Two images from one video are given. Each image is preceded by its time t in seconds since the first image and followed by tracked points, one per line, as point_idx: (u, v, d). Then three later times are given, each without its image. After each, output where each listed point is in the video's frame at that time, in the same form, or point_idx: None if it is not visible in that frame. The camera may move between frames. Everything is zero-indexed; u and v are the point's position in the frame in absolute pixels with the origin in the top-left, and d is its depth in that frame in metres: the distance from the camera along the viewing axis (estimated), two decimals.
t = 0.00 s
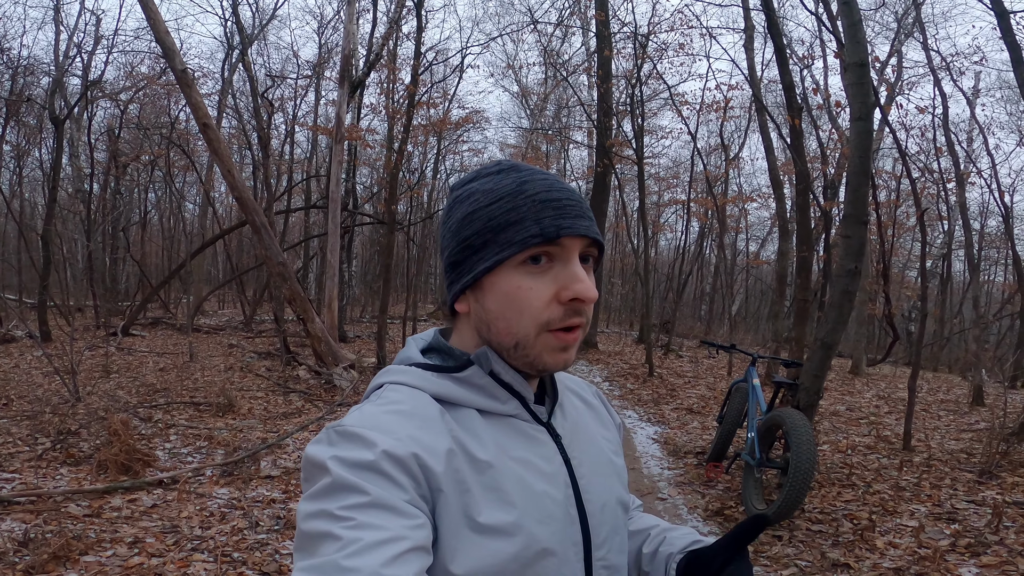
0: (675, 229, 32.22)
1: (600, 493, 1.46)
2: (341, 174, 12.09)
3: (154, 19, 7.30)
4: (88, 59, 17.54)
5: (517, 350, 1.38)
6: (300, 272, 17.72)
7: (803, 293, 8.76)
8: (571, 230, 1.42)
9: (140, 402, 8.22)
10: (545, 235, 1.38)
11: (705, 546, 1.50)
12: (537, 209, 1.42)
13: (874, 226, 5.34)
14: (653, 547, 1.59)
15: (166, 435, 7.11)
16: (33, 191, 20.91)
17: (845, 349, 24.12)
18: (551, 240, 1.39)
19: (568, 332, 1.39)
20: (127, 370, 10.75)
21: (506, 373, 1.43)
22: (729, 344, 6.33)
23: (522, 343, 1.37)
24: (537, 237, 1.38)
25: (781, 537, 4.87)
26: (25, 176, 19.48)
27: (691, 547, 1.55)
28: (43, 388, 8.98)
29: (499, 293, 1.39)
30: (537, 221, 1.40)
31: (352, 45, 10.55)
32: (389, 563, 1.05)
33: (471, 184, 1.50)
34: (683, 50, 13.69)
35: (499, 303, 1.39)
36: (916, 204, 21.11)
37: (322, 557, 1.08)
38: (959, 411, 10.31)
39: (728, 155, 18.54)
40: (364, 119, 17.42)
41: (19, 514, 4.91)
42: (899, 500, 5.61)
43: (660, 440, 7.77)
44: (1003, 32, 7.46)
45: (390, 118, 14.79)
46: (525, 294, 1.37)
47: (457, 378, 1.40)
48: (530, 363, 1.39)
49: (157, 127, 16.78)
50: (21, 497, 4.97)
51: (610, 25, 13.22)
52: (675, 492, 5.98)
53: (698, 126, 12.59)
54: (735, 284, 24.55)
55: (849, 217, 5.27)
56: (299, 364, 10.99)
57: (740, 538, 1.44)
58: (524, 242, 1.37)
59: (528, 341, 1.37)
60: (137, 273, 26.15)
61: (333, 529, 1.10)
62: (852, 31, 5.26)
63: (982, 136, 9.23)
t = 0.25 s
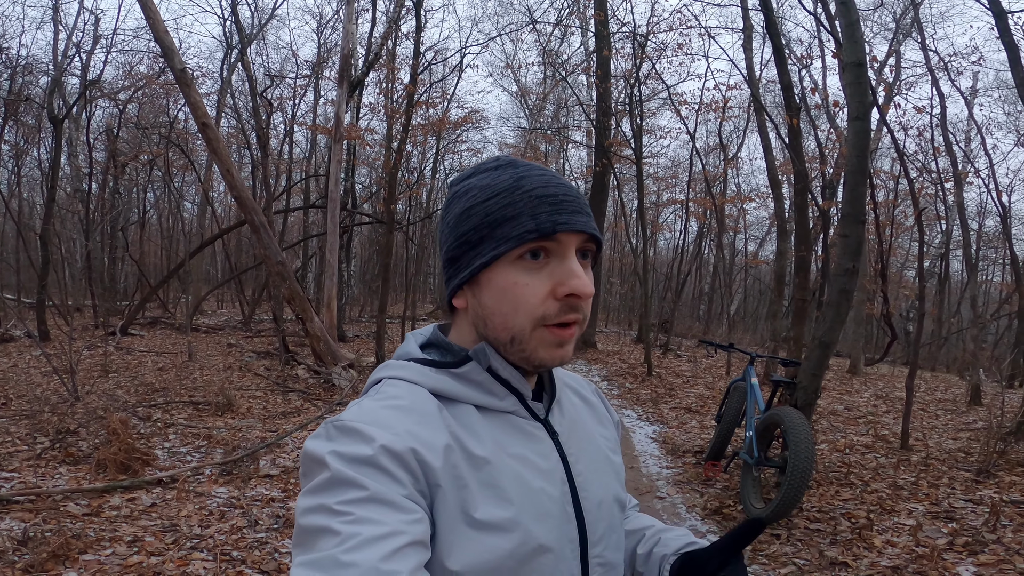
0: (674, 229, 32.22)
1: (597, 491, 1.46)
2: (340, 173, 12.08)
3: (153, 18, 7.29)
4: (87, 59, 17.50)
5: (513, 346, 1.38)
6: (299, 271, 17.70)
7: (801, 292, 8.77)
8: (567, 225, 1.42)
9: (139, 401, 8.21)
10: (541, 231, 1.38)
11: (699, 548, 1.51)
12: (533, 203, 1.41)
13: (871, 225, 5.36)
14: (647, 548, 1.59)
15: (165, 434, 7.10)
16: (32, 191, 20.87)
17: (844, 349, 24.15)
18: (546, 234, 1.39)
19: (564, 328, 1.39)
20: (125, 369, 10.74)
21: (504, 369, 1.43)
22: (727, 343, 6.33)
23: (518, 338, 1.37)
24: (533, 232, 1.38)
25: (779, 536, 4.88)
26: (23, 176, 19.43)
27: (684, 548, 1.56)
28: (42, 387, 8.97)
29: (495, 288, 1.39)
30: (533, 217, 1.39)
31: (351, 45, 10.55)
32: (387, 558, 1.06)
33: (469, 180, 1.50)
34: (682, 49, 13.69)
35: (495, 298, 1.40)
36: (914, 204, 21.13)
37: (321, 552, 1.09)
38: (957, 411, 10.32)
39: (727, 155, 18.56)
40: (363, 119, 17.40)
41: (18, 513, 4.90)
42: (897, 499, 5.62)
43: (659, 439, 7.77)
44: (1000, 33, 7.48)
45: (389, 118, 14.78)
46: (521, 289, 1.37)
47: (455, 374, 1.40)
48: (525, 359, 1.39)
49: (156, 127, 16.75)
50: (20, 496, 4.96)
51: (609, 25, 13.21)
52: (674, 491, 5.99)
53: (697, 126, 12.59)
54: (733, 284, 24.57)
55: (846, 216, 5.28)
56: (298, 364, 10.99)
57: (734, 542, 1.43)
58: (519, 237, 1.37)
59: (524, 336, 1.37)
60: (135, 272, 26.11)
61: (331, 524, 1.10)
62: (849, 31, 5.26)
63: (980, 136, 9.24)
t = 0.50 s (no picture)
0: (673, 229, 32.24)
1: (592, 490, 1.46)
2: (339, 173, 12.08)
3: (151, 18, 7.28)
4: (85, 58, 17.47)
5: (506, 342, 1.38)
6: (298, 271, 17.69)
7: (800, 292, 8.78)
8: (559, 222, 1.42)
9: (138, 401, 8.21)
10: (532, 228, 1.38)
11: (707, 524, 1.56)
12: (526, 201, 1.42)
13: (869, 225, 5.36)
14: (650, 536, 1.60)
15: (164, 434, 7.10)
16: (30, 191, 20.85)
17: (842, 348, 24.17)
18: (538, 231, 1.39)
19: (556, 324, 1.39)
20: (124, 369, 10.73)
21: (499, 367, 1.43)
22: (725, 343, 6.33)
23: (510, 334, 1.37)
24: (525, 229, 1.38)
25: (779, 535, 4.88)
26: (21, 175, 19.40)
27: (692, 528, 1.61)
28: (40, 387, 8.96)
29: (487, 285, 1.40)
30: (525, 213, 1.40)
31: (349, 44, 10.55)
32: (385, 558, 1.06)
33: (463, 179, 1.51)
34: (680, 49, 13.70)
35: (488, 294, 1.40)
36: (912, 204, 21.15)
37: (318, 552, 1.09)
38: (955, 410, 10.34)
39: (725, 155, 18.58)
40: (362, 119, 17.39)
41: (16, 513, 4.90)
42: (895, 498, 5.63)
43: (657, 439, 7.78)
44: (998, 33, 7.50)
45: (388, 117, 14.78)
46: (513, 284, 1.37)
47: (449, 372, 1.40)
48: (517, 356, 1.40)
49: (155, 126, 16.73)
50: (19, 495, 4.96)
51: (608, 25, 13.22)
52: (673, 491, 5.99)
53: (696, 126, 12.60)
54: (732, 283, 24.59)
55: (844, 216, 5.27)
56: (297, 364, 10.98)
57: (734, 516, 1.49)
58: (512, 233, 1.38)
59: (516, 332, 1.37)
60: (133, 272, 26.10)
61: (327, 525, 1.10)
62: (847, 31, 5.26)
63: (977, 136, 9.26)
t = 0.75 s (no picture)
0: (672, 228, 32.24)
1: (591, 485, 1.46)
2: (338, 172, 12.07)
3: (151, 18, 7.28)
4: (84, 58, 17.45)
5: (496, 343, 1.38)
6: (297, 271, 17.68)
7: (800, 292, 8.77)
8: (549, 224, 1.41)
9: (137, 401, 8.20)
10: (521, 230, 1.38)
11: (725, 529, 1.51)
12: (515, 202, 1.41)
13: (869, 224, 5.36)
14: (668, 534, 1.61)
15: (163, 434, 7.10)
16: (29, 190, 20.81)
17: (841, 348, 24.19)
18: (528, 233, 1.38)
19: (547, 326, 1.39)
20: (123, 369, 10.72)
21: (493, 364, 1.43)
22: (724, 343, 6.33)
23: (500, 335, 1.37)
24: (513, 231, 1.37)
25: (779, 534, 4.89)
26: (20, 175, 19.38)
27: (711, 529, 1.56)
28: (39, 387, 8.95)
29: (477, 286, 1.40)
30: (514, 215, 1.39)
31: (349, 44, 10.54)
32: (384, 554, 1.06)
33: (456, 176, 1.50)
34: (679, 49, 13.69)
35: (478, 295, 1.40)
36: (911, 204, 21.16)
37: (315, 551, 1.09)
38: (954, 410, 10.34)
39: (724, 155, 18.60)
40: (361, 118, 17.38)
41: (15, 513, 4.89)
42: (895, 497, 5.63)
43: (657, 438, 7.78)
44: (997, 33, 7.51)
45: (388, 118, 14.77)
46: (502, 285, 1.37)
47: (444, 370, 1.40)
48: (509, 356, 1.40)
49: (154, 126, 16.71)
50: (19, 495, 4.97)
51: (607, 25, 13.20)
52: (673, 490, 5.99)
53: (696, 125, 12.59)
54: (731, 283, 24.59)
55: (844, 215, 5.27)
56: (297, 363, 10.98)
57: (759, 521, 1.43)
58: (499, 236, 1.37)
59: (505, 333, 1.37)
60: (133, 272, 26.08)
61: (325, 522, 1.10)
62: (847, 31, 5.26)
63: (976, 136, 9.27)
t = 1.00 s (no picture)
0: (671, 228, 32.26)
1: (593, 486, 1.46)
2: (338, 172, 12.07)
3: (151, 18, 7.27)
4: (84, 58, 17.45)
5: (497, 340, 1.38)
6: (297, 271, 17.68)
7: (800, 291, 8.78)
8: (546, 218, 1.41)
9: (137, 401, 8.20)
10: (518, 225, 1.37)
11: (709, 555, 1.51)
12: (513, 197, 1.41)
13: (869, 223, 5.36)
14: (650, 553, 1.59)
15: (163, 434, 7.09)
16: (29, 190, 20.81)
17: (841, 348, 24.22)
18: (524, 228, 1.38)
19: (548, 323, 1.38)
20: (123, 369, 10.72)
21: (495, 362, 1.42)
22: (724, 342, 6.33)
23: (500, 333, 1.37)
24: (511, 226, 1.37)
25: (779, 534, 4.89)
26: (19, 175, 19.38)
27: (693, 554, 1.55)
28: (39, 387, 8.94)
29: (475, 283, 1.40)
30: (512, 210, 1.39)
31: (349, 44, 10.54)
32: (387, 552, 1.06)
33: (456, 175, 1.51)
34: (679, 49, 13.69)
35: (477, 292, 1.39)
36: (911, 204, 21.18)
37: (320, 548, 1.08)
38: (954, 409, 10.35)
39: (724, 155, 18.60)
40: (361, 118, 17.39)
41: (15, 513, 4.89)
42: (896, 497, 5.63)
43: (657, 438, 7.78)
44: (996, 33, 7.52)
45: (388, 117, 14.78)
46: (501, 282, 1.36)
47: (446, 367, 1.40)
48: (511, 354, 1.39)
49: (153, 126, 16.70)
50: (19, 495, 4.96)
51: (607, 25, 13.19)
52: (673, 490, 6.00)
53: (695, 125, 12.60)
54: (731, 283, 24.57)
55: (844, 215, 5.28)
56: (297, 363, 10.97)
57: (744, 553, 1.43)
58: (497, 231, 1.37)
59: (505, 331, 1.36)
60: (132, 272, 26.08)
61: (329, 520, 1.10)
62: (848, 30, 5.26)
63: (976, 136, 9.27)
